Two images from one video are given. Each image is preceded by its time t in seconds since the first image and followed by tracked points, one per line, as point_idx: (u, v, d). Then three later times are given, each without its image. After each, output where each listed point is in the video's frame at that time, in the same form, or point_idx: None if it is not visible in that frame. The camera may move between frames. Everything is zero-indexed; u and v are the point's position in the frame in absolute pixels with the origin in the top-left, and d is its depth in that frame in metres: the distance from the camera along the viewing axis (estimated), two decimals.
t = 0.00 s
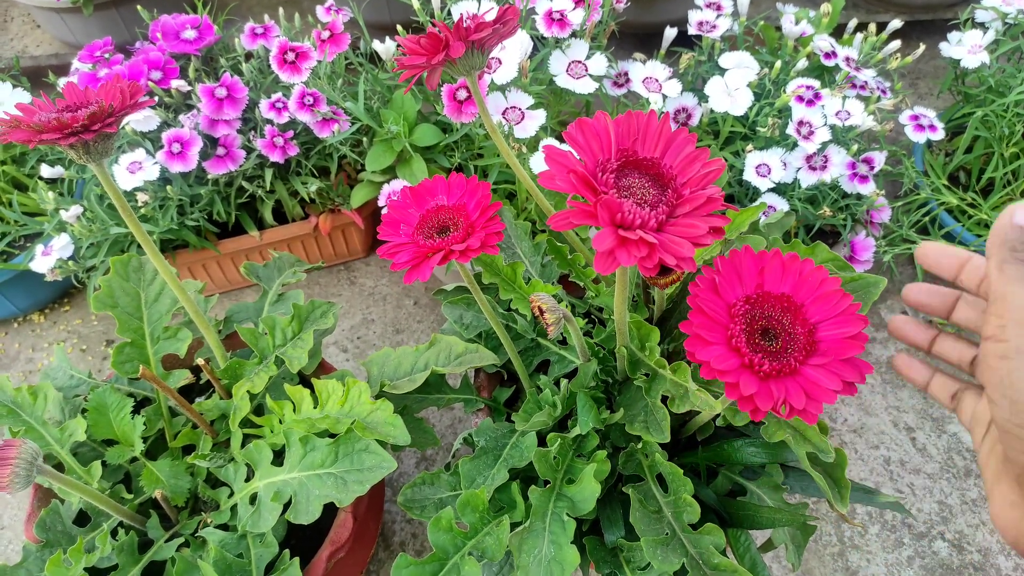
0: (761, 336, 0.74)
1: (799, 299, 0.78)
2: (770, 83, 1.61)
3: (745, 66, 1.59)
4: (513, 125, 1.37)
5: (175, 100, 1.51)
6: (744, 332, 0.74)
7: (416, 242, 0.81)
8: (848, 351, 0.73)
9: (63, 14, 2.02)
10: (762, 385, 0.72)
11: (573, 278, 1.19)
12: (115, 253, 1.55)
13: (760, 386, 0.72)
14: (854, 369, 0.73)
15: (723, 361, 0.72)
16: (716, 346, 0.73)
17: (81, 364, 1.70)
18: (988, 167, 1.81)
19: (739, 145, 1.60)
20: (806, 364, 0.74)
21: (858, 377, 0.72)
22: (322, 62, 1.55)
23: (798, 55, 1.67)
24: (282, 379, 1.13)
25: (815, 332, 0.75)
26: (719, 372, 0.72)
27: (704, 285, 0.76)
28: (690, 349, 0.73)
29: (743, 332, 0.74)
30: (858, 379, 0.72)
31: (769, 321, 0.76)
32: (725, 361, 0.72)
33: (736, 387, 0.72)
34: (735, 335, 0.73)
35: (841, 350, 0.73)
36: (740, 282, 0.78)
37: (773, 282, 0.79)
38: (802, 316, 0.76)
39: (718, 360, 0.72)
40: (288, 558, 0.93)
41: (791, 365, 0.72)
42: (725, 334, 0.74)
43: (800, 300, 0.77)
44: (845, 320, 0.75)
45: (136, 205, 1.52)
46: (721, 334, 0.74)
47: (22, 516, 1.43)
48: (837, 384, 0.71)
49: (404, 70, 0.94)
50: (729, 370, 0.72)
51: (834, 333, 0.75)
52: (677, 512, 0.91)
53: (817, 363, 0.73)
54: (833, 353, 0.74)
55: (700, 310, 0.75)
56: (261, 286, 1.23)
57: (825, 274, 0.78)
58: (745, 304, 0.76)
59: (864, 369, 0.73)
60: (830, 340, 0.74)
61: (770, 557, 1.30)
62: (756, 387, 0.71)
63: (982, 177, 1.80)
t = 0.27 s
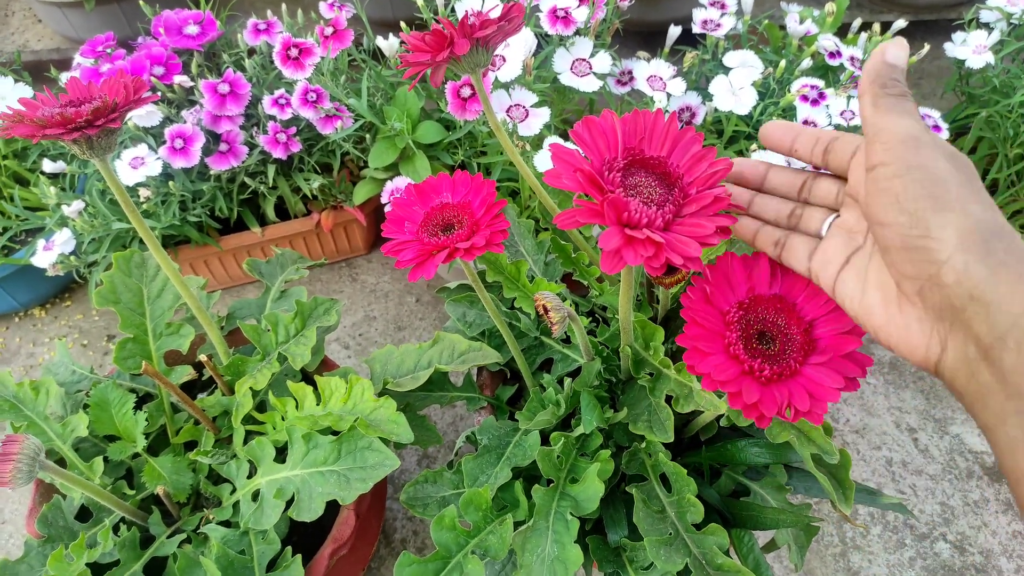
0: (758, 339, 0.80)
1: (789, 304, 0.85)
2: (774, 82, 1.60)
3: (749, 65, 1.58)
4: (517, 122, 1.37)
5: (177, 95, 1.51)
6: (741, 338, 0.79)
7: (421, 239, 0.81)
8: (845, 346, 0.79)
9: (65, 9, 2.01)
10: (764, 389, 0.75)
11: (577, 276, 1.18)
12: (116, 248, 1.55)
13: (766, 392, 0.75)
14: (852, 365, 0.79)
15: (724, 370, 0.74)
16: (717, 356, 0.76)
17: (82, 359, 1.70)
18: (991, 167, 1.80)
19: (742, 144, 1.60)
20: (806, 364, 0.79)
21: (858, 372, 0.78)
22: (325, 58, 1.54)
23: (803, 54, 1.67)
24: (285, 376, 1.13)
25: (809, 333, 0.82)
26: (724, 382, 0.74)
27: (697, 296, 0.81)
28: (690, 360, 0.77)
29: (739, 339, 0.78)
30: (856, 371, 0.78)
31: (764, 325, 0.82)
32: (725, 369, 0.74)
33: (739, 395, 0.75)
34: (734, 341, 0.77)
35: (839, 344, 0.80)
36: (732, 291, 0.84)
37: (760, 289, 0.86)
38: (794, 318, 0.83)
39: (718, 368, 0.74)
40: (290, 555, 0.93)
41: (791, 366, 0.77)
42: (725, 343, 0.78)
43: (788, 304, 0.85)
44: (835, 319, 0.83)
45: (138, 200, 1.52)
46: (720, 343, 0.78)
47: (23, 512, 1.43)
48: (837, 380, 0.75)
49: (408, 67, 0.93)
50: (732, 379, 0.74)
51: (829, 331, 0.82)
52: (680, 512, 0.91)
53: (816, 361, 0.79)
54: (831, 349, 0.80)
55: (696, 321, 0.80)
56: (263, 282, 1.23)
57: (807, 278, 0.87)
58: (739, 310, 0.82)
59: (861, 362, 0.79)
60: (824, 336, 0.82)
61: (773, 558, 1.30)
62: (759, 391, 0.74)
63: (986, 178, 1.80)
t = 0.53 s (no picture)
0: (745, 386, 0.85)
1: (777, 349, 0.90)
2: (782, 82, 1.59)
3: (757, 64, 1.58)
4: (524, 120, 1.36)
5: (184, 90, 1.51)
6: (728, 389, 0.84)
7: (428, 236, 0.80)
8: (835, 391, 0.84)
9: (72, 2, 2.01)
10: (753, 442, 0.82)
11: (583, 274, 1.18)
12: (122, 242, 1.55)
13: (752, 446, 0.82)
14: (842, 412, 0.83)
15: (710, 429, 0.81)
16: (703, 413, 0.82)
17: (86, 353, 1.70)
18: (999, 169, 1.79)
19: (750, 144, 1.59)
20: (795, 411, 0.84)
21: (848, 419, 0.82)
22: (332, 53, 1.54)
23: (811, 54, 1.66)
24: (290, 371, 1.13)
25: (796, 377, 0.87)
26: (708, 445, 0.81)
27: (679, 349, 0.86)
28: (678, 421, 0.83)
29: (726, 391, 0.83)
30: (845, 418, 0.82)
31: (752, 372, 0.87)
32: (711, 429, 0.81)
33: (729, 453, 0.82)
34: (719, 395, 0.83)
35: (827, 391, 0.84)
36: (715, 339, 0.88)
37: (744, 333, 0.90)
38: (782, 363, 0.88)
39: (704, 429, 0.81)
40: (294, 550, 0.93)
41: (779, 417, 0.83)
42: (710, 397, 0.84)
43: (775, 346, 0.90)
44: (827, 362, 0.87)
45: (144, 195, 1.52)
46: (707, 398, 0.84)
47: (28, 504, 1.43)
48: (826, 431, 0.80)
49: (416, 64, 0.93)
50: (717, 439, 0.81)
51: (815, 374, 0.87)
52: (683, 513, 0.91)
53: (805, 408, 0.83)
54: (821, 395, 0.84)
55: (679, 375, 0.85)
56: (269, 277, 1.23)
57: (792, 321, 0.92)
58: (723, 360, 0.86)
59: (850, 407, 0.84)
60: (813, 382, 0.86)
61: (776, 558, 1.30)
62: (747, 447, 0.81)
63: (993, 180, 1.79)
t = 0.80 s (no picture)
0: (775, 456, 0.90)
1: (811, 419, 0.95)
2: (796, 80, 1.58)
3: (772, 61, 1.56)
4: (537, 113, 1.36)
5: (195, 77, 1.50)
6: (757, 461, 0.89)
7: (442, 230, 0.80)
8: (866, 475, 0.88)
9: None
10: (777, 515, 0.87)
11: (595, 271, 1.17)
12: (130, 230, 1.55)
13: (776, 519, 0.87)
14: (871, 493, 0.88)
15: (736, 500, 0.86)
16: (729, 484, 0.87)
17: (92, 339, 1.70)
18: (1012, 171, 1.78)
19: (762, 141, 1.58)
20: (823, 488, 0.89)
21: (875, 502, 0.87)
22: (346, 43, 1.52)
23: (825, 52, 1.64)
24: (298, 362, 1.12)
25: (829, 452, 0.91)
26: (733, 518, 0.85)
27: (711, 416, 0.88)
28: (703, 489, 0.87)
29: (754, 461, 0.89)
30: (873, 501, 0.87)
31: (782, 438, 0.92)
32: (738, 499, 0.86)
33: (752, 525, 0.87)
34: (747, 466, 0.88)
35: (859, 472, 0.89)
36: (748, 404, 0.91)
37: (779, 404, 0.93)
38: (815, 434, 0.93)
39: (730, 499, 0.86)
40: (300, 541, 0.93)
41: (806, 492, 0.88)
42: (738, 467, 0.88)
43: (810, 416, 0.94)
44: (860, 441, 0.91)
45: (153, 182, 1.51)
46: (734, 466, 0.88)
47: (33, 490, 1.43)
48: (853, 515, 0.86)
49: (431, 55, 0.92)
50: (744, 512, 0.86)
51: (848, 452, 0.91)
52: (690, 516, 0.91)
53: (834, 487, 0.89)
54: (852, 474, 0.89)
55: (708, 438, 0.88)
56: (278, 267, 1.22)
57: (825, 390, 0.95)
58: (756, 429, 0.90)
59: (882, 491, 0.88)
60: (846, 459, 0.91)
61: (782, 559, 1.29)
62: (772, 521, 0.87)
63: (1006, 182, 1.77)
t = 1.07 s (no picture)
0: (781, 462, 0.91)
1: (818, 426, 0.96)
2: (796, 80, 1.58)
3: (772, 61, 1.56)
4: (537, 114, 1.36)
5: (195, 78, 1.50)
6: (763, 467, 0.90)
7: (441, 231, 0.80)
8: (871, 483, 0.90)
9: None
10: (782, 520, 0.89)
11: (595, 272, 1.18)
12: (130, 231, 1.55)
13: (780, 525, 0.88)
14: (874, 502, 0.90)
15: (743, 504, 0.88)
16: (734, 489, 0.89)
17: (93, 340, 1.71)
18: (1012, 171, 1.77)
19: (762, 141, 1.58)
20: (828, 495, 0.91)
21: (879, 510, 0.89)
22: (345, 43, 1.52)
23: (825, 52, 1.64)
24: (297, 363, 1.12)
25: (834, 461, 0.93)
26: (738, 523, 0.87)
27: (719, 422, 0.89)
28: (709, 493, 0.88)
29: (760, 467, 0.90)
30: (877, 510, 0.89)
31: (788, 444, 0.93)
32: (745, 504, 0.88)
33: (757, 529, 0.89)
34: (753, 472, 0.90)
35: (865, 480, 0.90)
36: (756, 409, 0.93)
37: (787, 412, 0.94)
38: (822, 441, 0.94)
39: (738, 504, 0.87)
40: (300, 542, 0.93)
41: (811, 499, 0.90)
42: (743, 472, 0.90)
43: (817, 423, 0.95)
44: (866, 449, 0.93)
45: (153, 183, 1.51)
46: (741, 471, 0.90)
47: (33, 491, 1.43)
48: (857, 523, 0.88)
49: (432, 55, 0.92)
50: (748, 517, 0.88)
51: (855, 461, 0.93)
52: (690, 517, 0.91)
53: (839, 494, 0.91)
54: (857, 482, 0.91)
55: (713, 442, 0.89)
56: (278, 268, 1.22)
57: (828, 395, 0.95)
58: (762, 435, 0.92)
59: (886, 499, 0.90)
60: (852, 467, 0.92)
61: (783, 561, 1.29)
62: (777, 526, 0.88)
63: (1006, 182, 1.77)
